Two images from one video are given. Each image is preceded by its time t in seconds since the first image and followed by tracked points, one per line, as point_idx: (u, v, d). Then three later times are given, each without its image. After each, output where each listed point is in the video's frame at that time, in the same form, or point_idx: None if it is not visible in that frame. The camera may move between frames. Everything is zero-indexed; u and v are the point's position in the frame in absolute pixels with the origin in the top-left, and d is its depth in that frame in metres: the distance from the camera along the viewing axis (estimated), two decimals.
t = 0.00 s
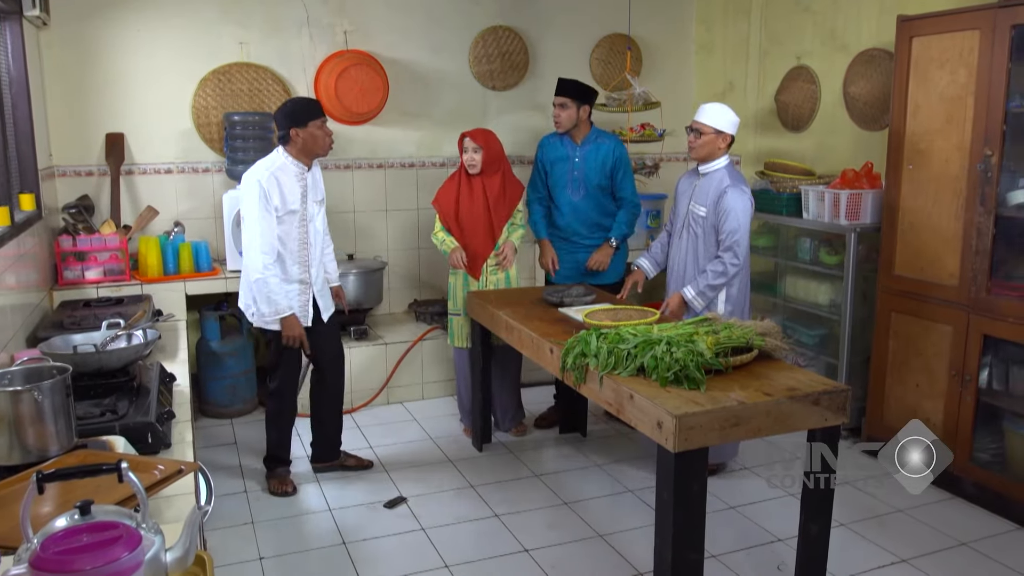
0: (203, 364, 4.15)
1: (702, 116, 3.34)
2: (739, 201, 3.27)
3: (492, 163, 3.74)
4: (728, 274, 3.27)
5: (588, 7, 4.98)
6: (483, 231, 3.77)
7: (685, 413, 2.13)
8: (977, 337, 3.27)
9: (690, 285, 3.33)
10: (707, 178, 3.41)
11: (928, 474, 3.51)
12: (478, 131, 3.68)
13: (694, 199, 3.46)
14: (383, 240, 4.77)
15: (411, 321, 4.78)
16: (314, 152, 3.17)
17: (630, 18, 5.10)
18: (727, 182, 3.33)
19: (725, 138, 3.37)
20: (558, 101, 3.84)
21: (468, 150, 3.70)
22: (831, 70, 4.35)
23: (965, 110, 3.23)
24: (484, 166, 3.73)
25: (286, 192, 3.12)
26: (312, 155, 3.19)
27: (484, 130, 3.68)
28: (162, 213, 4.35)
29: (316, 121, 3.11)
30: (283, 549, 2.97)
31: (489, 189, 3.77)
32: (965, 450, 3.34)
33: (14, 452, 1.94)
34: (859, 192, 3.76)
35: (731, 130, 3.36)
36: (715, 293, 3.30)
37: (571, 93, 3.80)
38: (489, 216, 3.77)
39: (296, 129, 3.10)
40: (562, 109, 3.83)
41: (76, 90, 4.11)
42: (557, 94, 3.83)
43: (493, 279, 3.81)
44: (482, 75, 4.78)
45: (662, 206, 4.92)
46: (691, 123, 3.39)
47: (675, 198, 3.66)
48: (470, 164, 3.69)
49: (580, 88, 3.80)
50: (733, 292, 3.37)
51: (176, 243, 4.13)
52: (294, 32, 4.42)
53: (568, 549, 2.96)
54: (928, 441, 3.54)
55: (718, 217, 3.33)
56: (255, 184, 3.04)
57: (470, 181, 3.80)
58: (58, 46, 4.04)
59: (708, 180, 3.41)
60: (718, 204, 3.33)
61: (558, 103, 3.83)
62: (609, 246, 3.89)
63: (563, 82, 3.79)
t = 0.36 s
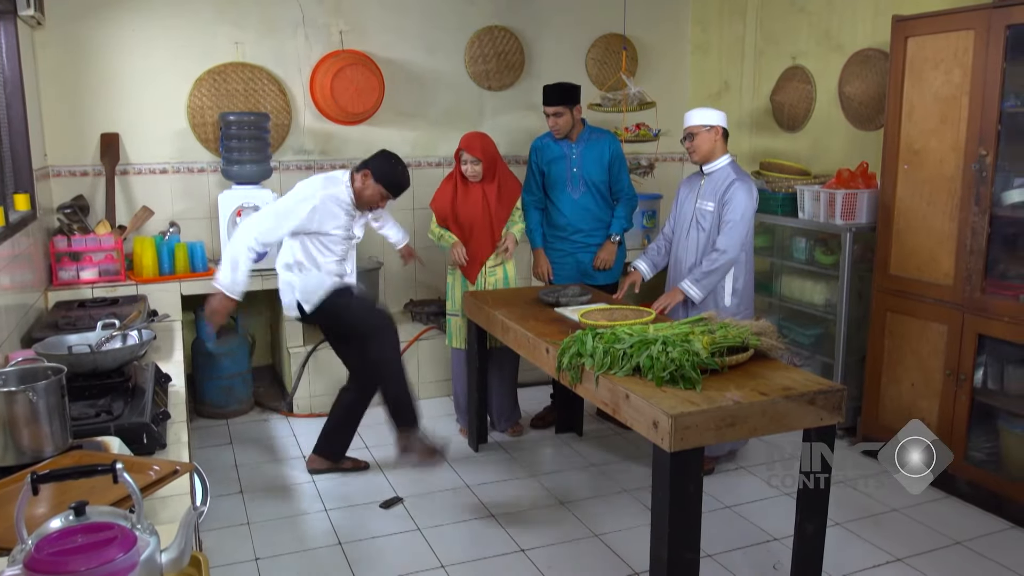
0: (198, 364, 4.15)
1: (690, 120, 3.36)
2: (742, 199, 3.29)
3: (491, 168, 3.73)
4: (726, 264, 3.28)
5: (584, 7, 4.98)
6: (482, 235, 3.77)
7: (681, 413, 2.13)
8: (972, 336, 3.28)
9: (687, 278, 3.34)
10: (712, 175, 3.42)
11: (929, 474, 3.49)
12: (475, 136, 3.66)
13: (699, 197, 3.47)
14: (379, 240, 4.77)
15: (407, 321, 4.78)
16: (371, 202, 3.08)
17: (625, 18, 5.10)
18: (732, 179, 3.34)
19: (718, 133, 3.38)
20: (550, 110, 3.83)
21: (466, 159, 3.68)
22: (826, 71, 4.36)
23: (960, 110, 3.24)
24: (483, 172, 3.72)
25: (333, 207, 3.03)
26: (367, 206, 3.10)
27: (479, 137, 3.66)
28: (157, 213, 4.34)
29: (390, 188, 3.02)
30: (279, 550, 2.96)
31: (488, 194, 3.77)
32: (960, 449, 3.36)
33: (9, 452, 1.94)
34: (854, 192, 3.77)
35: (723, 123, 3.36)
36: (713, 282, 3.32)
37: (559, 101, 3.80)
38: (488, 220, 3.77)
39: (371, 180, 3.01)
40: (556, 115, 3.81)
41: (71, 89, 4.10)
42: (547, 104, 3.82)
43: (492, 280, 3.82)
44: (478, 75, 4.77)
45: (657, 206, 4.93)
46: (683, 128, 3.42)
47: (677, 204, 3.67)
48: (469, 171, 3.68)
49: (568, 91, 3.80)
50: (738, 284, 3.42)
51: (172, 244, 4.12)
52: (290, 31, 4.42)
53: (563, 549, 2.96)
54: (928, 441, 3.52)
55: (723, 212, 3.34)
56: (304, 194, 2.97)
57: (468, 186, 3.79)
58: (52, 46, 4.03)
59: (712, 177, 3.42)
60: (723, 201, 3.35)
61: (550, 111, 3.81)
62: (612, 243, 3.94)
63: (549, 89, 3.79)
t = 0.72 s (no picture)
0: (196, 365, 4.14)
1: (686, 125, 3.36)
2: (742, 198, 3.29)
3: (493, 166, 3.73)
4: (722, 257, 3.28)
5: (582, 7, 4.99)
6: (483, 234, 3.76)
7: (679, 412, 2.13)
8: (970, 336, 3.28)
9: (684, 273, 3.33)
10: (712, 175, 3.42)
11: (929, 474, 3.48)
12: (478, 135, 3.65)
13: (699, 198, 3.48)
14: (377, 240, 4.77)
15: (405, 321, 4.78)
16: (348, 150, 3.17)
17: (623, 18, 5.10)
18: (732, 179, 3.35)
19: (715, 134, 3.38)
20: (556, 97, 3.84)
21: (468, 156, 3.68)
22: (824, 71, 4.36)
23: (958, 110, 3.24)
24: (484, 170, 3.72)
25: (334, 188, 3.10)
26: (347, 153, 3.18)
27: (482, 135, 3.64)
28: (155, 213, 4.34)
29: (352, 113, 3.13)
30: (278, 550, 2.96)
31: (490, 193, 3.77)
32: (958, 449, 3.36)
33: (6, 453, 1.93)
34: (851, 192, 3.77)
35: (719, 127, 3.36)
36: (710, 275, 3.30)
37: (567, 89, 3.79)
38: (489, 219, 3.76)
39: (341, 123, 3.10)
40: (562, 104, 3.83)
41: (68, 90, 4.10)
42: (554, 90, 3.82)
43: (490, 280, 3.82)
44: (476, 75, 4.77)
45: (655, 206, 4.93)
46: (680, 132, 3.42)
47: (678, 205, 3.67)
48: (471, 168, 3.67)
49: (577, 83, 3.80)
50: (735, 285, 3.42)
51: (169, 244, 4.12)
52: (287, 31, 4.41)
53: (561, 549, 2.96)
54: (928, 441, 3.52)
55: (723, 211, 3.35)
56: (308, 176, 3.02)
57: (469, 184, 3.79)
58: (49, 46, 4.03)
59: (712, 178, 3.42)
60: (722, 200, 3.35)
61: (556, 99, 3.82)
62: (609, 243, 3.93)
63: (558, 78, 3.79)
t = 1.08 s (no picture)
0: (193, 365, 4.14)
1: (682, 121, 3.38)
2: (732, 192, 3.29)
3: (494, 164, 3.73)
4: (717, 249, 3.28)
5: (580, 7, 4.99)
6: (482, 233, 3.77)
7: (676, 412, 2.13)
8: (967, 335, 3.29)
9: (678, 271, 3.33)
10: (703, 171, 3.43)
11: (928, 474, 3.48)
12: (482, 133, 3.66)
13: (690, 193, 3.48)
14: (375, 240, 4.77)
15: (403, 321, 4.77)
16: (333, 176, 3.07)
17: (621, 18, 5.11)
18: (722, 175, 3.35)
19: (711, 134, 3.39)
20: (567, 97, 3.84)
21: (469, 152, 3.68)
22: (822, 71, 4.36)
23: (955, 110, 3.25)
24: (485, 167, 3.72)
25: (310, 199, 3.04)
26: (334, 180, 3.08)
27: (485, 132, 3.65)
28: (152, 213, 4.34)
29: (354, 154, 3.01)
30: (276, 550, 2.96)
31: (490, 191, 3.76)
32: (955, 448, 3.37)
33: (2, 453, 1.93)
34: (849, 192, 3.77)
35: (715, 124, 3.36)
36: (703, 273, 3.29)
37: (578, 88, 3.80)
38: (488, 217, 3.76)
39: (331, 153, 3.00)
40: (572, 103, 3.83)
41: (65, 90, 4.09)
42: (565, 89, 3.83)
43: (488, 280, 3.81)
44: (473, 75, 4.77)
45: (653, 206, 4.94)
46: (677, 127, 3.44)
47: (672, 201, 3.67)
48: (471, 165, 3.68)
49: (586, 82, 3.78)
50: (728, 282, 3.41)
51: (167, 244, 4.12)
52: (285, 31, 4.41)
53: (559, 549, 2.96)
54: (928, 441, 3.51)
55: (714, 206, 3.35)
56: (276, 190, 2.95)
57: (470, 181, 3.79)
58: (46, 46, 4.02)
59: (705, 175, 3.43)
60: (713, 194, 3.35)
61: (566, 97, 3.82)
62: (601, 241, 3.91)
63: (571, 77, 3.79)
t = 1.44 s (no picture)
0: (193, 365, 4.14)
1: (689, 119, 3.36)
2: (732, 197, 3.28)
3: (493, 167, 3.72)
4: (727, 262, 3.29)
5: (580, 7, 4.99)
6: (482, 236, 3.76)
7: (676, 412, 2.13)
8: (967, 335, 3.29)
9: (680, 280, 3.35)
10: (703, 174, 3.42)
11: (928, 474, 3.48)
12: (477, 137, 3.64)
13: (688, 196, 3.47)
14: (375, 240, 4.77)
15: (402, 321, 4.77)
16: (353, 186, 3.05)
17: (621, 18, 5.11)
18: (721, 179, 3.34)
19: (717, 135, 3.38)
20: (537, 107, 3.84)
21: (467, 160, 3.67)
22: (822, 71, 4.36)
23: (955, 110, 3.25)
24: (484, 172, 3.71)
25: (334, 212, 3.03)
26: (355, 188, 3.06)
27: (480, 137, 3.63)
28: (152, 213, 4.34)
29: (376, 160, 2.99)
30: (276, 550, 2.96)
31: (490, 194, 3.75)
32: (954, 447, 3.37)
33: (3, 453, 1.93)
34: (849, 192, 3.77)
35: (722, 126, 3.36)
36: (705, 285, 3.32)
37: (546, 98, 3.80)
38: (489, 221, 3.75)
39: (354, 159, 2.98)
40: (545, 112, 3.83)
41: (65, 90, 4.09)
42: (534, 101, 3.83)
43: (489, 281, 3.82)
44: (473, 75, 4.77)
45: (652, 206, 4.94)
46: (681, 126, 3.41)
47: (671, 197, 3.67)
48: (470, 171, 3.67)
49: (554, 88, 3.80)
50: (728, 287, 3.41)
51: (167, 244, 4.12)
52: (285, 31, 4.41)
53: (559, 549, 2.96)
54: (928, 441, 3.51)
55: (711, 212, 3.35)
56: (300, 207, 2.96)
57: (469, 186, 3.79)
58: (46, 46, 4.02)
59: (703, 177, 3.42)
60: (711, 199, 3.34)
61: (539, 108, 3.83)
62: (600, 239, 3.93)
63: (536, 87, 3.79)
